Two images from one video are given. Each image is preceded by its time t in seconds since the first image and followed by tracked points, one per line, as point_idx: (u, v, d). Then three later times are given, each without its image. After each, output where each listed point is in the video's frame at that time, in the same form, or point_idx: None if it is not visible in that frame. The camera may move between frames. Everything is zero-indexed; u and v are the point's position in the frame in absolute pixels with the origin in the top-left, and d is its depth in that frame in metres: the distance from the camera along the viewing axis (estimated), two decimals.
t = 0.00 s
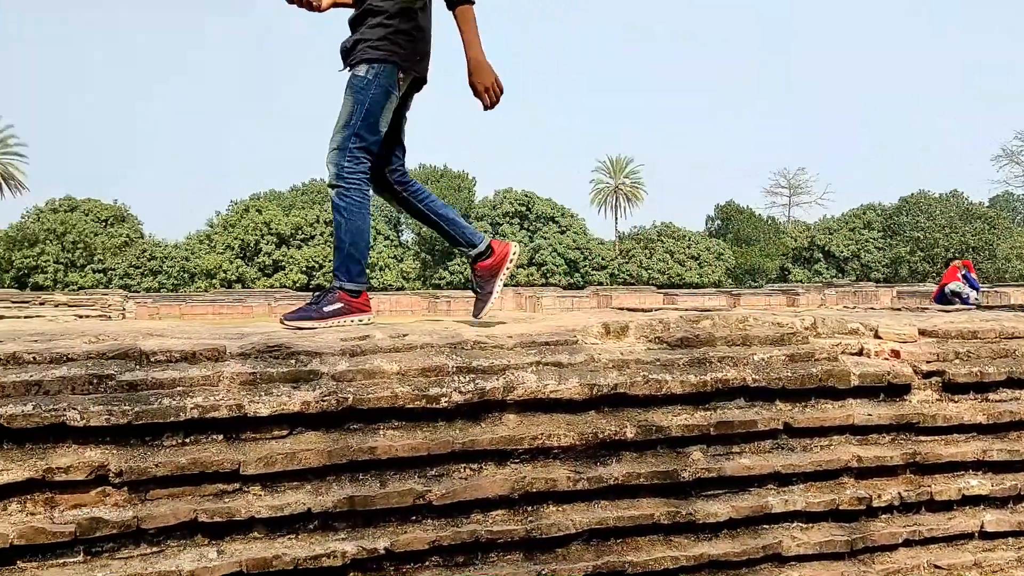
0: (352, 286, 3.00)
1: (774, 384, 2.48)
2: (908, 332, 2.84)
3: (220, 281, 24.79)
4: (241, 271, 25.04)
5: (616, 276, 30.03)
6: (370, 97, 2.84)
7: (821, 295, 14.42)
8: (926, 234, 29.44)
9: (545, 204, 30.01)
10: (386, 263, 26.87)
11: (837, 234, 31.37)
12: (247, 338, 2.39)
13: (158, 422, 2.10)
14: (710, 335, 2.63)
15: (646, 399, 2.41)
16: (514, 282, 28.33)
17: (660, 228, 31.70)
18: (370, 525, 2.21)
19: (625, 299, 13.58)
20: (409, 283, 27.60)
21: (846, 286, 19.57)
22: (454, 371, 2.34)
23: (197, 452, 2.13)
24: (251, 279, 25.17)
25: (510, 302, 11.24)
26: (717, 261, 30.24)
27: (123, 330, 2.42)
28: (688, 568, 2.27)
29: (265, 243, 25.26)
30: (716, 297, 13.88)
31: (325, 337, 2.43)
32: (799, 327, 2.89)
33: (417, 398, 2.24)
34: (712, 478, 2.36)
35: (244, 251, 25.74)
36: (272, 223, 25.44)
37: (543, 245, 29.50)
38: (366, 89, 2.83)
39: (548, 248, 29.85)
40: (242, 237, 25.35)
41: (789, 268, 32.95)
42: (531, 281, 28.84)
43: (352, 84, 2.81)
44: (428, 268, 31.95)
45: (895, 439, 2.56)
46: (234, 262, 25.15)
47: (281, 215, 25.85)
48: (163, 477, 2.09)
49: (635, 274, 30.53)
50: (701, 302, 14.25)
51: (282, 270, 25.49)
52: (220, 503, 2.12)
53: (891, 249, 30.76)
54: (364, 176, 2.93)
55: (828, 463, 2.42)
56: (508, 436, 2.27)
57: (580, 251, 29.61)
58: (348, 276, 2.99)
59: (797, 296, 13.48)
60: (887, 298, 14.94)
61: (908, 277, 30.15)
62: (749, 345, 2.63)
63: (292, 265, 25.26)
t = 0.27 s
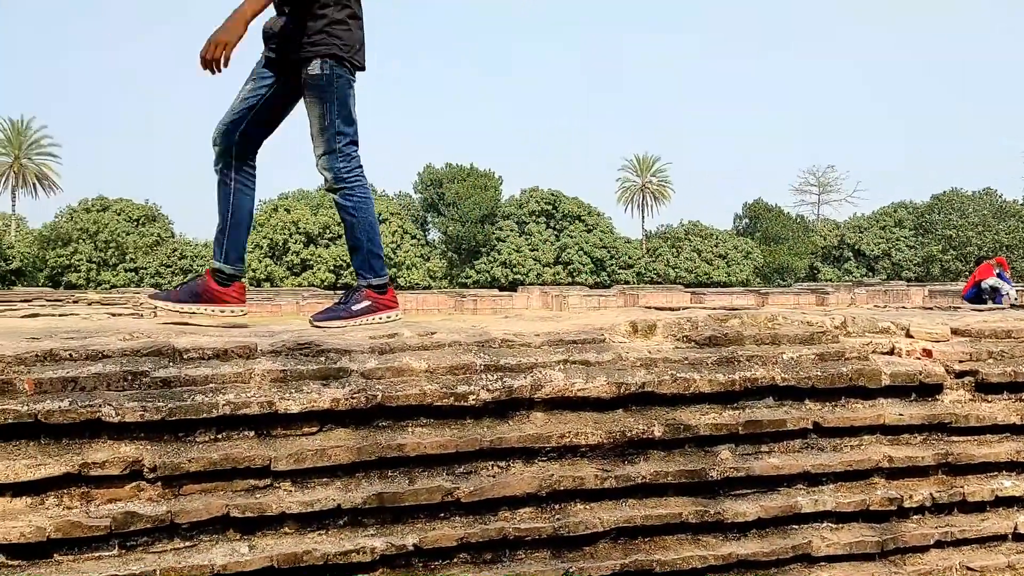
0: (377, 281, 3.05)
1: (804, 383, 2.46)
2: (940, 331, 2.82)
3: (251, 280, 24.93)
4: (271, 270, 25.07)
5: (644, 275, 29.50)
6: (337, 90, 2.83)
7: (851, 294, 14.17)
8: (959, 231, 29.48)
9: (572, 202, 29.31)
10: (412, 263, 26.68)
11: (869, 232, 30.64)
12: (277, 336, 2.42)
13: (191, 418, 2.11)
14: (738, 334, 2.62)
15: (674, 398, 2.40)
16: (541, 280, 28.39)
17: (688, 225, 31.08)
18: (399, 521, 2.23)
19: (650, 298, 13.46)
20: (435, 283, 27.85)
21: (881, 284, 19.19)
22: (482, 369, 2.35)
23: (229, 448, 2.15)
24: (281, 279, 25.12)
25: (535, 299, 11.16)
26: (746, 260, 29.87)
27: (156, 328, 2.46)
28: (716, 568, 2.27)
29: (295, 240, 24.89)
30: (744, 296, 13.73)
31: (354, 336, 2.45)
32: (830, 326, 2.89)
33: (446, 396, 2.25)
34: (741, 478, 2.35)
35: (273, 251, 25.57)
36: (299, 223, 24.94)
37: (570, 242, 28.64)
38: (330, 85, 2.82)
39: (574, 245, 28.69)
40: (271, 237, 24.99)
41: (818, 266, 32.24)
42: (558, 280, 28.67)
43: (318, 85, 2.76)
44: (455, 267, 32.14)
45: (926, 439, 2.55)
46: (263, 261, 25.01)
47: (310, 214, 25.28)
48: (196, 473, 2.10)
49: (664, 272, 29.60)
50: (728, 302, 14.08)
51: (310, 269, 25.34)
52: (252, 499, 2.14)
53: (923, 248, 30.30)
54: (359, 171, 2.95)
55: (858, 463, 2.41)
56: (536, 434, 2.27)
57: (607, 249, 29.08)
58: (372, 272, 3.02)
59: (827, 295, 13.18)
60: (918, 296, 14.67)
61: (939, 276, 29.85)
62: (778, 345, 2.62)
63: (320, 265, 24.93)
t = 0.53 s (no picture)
0: (320, 238, 2.99)
1: (824, 382, 2.45)
2: (963, 330, 2.79)
3: (268, 278, 25.92)
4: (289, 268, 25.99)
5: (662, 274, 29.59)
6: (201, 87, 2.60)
7: (873, 292, 14.03)
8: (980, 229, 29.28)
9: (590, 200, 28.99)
10: (432, 262, 27.32)
11: (888, 231, 30.35)
12: (298, 333, 2.43)
13: (212, 415, 2.13)
14: (758, 332, 2.61)
15: (693, 396, 2.40)
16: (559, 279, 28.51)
17: (704, 224, 30.97)
18: (418, 519, 2.24)
19: (669, 297, 13.39)
20: (453, 283, 28.07)
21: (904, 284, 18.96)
22: (501, 366, 2.35)
23: (249, 445, 2.16)
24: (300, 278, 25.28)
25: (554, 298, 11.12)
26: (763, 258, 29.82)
27: (178, 325, 2.48)
28: (735, 567, 2.26)
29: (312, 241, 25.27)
30: (765, 295, 13.66)
31: (374, 333, 2.47)
32: (850, 324, 2.87)
33: (464, 394, 2.26)
34: (760, 476, 2.34)
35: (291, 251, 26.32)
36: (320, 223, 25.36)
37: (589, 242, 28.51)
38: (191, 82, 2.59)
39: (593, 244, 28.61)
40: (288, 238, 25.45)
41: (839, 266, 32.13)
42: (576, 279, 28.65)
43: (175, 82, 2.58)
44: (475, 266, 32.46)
45: (949, 438, 2.53)
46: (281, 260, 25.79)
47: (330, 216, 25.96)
48: (217, 469, 2.12)
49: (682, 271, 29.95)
50: (750, 302, 13.88)
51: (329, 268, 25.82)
52: (273, 495, 2.15)
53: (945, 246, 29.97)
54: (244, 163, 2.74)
55: (880, 463, 2.39)
56: (554, 432, 2.28)
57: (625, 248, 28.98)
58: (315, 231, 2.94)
59: (848, 294, 13.04)
60: (939, 293, 14.52)
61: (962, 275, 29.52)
62: (798, 343, 2.60)
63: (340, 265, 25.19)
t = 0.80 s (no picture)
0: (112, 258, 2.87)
1: (842, 382, 2.44)
2: (982, 330, 2.77)
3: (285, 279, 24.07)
4: (306, 267, 24.46)
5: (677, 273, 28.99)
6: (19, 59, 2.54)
7: (891, 292, 13.83)
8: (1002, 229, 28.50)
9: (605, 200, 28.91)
10: (445, 261, 26.68)
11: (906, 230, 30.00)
12: (315, 332, 2.44)
13: (231, 413, 2.15)
14: (775, 332, 2.60)
15: (709, 396, 2.39)
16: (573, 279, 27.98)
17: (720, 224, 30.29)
18: (435, 517, 2.24)
19: (683, 296, 13.35)
20: (466, 280, 27.12)
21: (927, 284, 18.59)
22: (517, 365, 2.35)
23: (267, 442, 2.18)
24: (317, 276, 24.65)
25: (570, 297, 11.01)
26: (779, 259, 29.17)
27: (197, 324, 2.49)
28: (752, 567, 2.26)
29: (331, 240, 24.78)
30: (781, 295, 13.52)
31: (391, 332, 2.47)
32: (868, 324, 2.85)
33: (481, 392, 2.26)
34: (777, 477, 2.34)
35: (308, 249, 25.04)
36: (334, 221, 24.89)
37: (604, 241, 28.23)
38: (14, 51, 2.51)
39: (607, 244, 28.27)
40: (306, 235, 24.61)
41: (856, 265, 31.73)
42: (592, 278, 28.12)
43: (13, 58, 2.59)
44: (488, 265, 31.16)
45: (967, 439, 2.52)
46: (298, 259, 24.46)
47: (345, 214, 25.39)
48: (236, 466, 2.14)
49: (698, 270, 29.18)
50: (762, 300, 14.07)
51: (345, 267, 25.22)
52: (291, 492, 2.17)
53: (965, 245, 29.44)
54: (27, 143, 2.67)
55: (898, 463, 2.38)
56: (570, 431, 2.28)
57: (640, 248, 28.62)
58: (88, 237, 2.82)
59: (866, 294, 12.86)
60: (959, 293, 14.32)
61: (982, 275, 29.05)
62: (816, 343, 2.59)
63: (354, 263, 24.85)
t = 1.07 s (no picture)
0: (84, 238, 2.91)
1: (870, 382, 2.42)
2: (1014, 330, 2.72)
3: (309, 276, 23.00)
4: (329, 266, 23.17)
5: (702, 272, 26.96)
6: None
7: (921, 292, 13.54)
8: None
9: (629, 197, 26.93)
10: (467, 260, 24.80)
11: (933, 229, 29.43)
12: (342, 330, 2.46)
13: (259, 410, 2.17)
14: (802, 331, 2.58)
15: (736, 396, 2.38)
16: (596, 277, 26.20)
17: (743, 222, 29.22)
18: (461, 514, 2.25)
19: (707, 295, 13.25)
20: (489, 280, 25.14)
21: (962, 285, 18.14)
22: (543, 364, 2.35)
23: (295, 439, 2.20)
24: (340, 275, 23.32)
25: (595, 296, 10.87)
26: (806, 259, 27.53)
27: (225, 322, 2.51)
28: (779, 568, 2.24)
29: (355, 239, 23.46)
30: (808, 294, 13.31)
31: (417, 330, 2.48)
32: (897, 324, 2.81)
33: (507, 391, 2.27)
34: (805, 477, 2.32)
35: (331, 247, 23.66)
36: (357, 219, 23.48)
37: (627, 239, 26.27)
38: None
39: (631, 242, 26.24)
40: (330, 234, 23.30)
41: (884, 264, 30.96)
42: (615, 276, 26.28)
43: None
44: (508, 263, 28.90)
45: (998, 440, 2.49)
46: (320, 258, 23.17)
47: (369, 212, 23.85)
48: (264, 463, 2.16)
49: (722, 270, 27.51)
50: (788, 300, 13.99)
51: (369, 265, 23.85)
52: (318, 489, 2.18)
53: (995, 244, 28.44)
54: None
55: (927, 464, 2.36)
56: (596, 430, 2.28)
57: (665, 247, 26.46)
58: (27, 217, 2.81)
59: (895, 293, 12.61)
60: (991, 293, 14.01)
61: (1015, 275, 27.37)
62: (844, 342, 2.57)
63: (377, 261, 23.49)
